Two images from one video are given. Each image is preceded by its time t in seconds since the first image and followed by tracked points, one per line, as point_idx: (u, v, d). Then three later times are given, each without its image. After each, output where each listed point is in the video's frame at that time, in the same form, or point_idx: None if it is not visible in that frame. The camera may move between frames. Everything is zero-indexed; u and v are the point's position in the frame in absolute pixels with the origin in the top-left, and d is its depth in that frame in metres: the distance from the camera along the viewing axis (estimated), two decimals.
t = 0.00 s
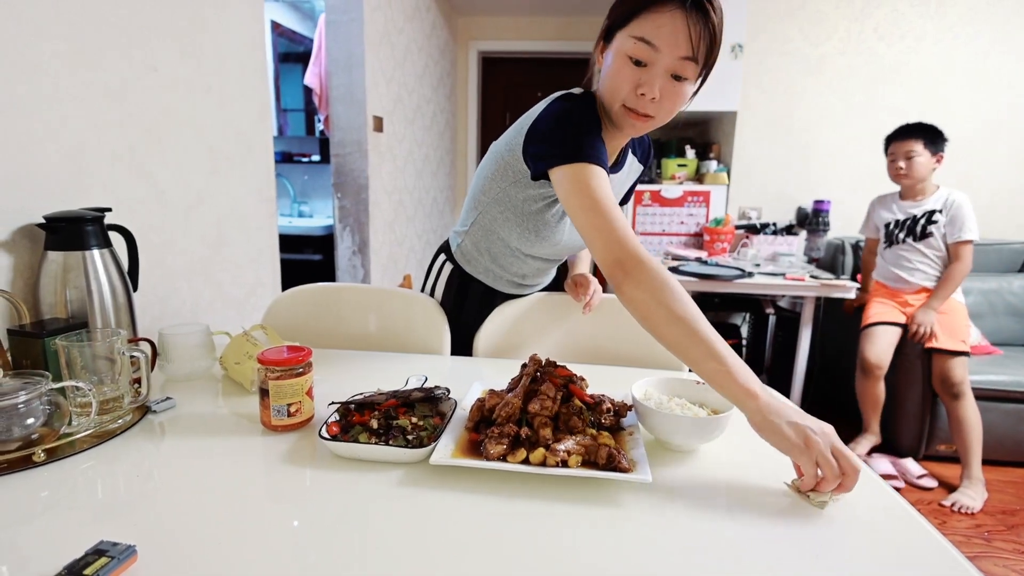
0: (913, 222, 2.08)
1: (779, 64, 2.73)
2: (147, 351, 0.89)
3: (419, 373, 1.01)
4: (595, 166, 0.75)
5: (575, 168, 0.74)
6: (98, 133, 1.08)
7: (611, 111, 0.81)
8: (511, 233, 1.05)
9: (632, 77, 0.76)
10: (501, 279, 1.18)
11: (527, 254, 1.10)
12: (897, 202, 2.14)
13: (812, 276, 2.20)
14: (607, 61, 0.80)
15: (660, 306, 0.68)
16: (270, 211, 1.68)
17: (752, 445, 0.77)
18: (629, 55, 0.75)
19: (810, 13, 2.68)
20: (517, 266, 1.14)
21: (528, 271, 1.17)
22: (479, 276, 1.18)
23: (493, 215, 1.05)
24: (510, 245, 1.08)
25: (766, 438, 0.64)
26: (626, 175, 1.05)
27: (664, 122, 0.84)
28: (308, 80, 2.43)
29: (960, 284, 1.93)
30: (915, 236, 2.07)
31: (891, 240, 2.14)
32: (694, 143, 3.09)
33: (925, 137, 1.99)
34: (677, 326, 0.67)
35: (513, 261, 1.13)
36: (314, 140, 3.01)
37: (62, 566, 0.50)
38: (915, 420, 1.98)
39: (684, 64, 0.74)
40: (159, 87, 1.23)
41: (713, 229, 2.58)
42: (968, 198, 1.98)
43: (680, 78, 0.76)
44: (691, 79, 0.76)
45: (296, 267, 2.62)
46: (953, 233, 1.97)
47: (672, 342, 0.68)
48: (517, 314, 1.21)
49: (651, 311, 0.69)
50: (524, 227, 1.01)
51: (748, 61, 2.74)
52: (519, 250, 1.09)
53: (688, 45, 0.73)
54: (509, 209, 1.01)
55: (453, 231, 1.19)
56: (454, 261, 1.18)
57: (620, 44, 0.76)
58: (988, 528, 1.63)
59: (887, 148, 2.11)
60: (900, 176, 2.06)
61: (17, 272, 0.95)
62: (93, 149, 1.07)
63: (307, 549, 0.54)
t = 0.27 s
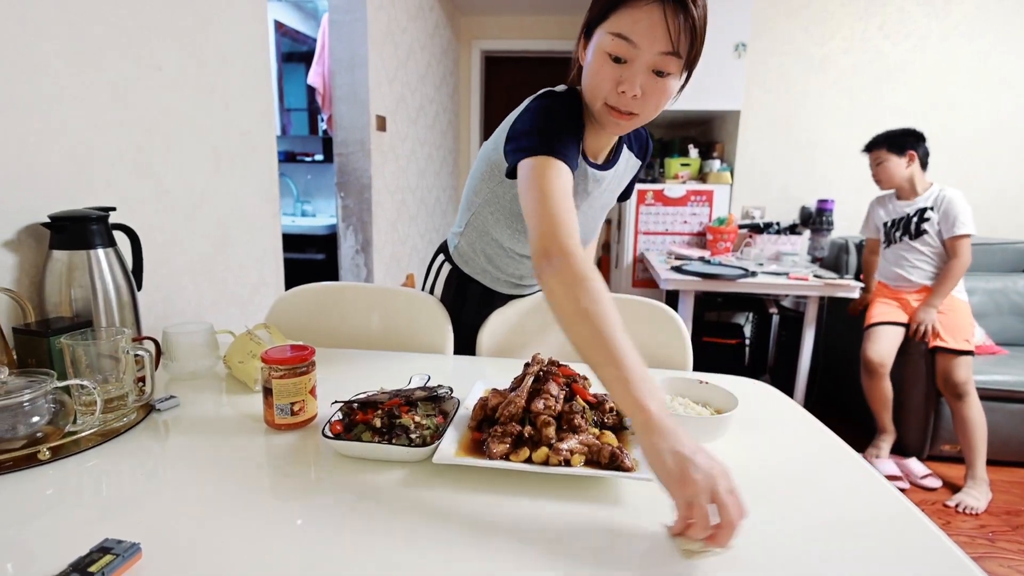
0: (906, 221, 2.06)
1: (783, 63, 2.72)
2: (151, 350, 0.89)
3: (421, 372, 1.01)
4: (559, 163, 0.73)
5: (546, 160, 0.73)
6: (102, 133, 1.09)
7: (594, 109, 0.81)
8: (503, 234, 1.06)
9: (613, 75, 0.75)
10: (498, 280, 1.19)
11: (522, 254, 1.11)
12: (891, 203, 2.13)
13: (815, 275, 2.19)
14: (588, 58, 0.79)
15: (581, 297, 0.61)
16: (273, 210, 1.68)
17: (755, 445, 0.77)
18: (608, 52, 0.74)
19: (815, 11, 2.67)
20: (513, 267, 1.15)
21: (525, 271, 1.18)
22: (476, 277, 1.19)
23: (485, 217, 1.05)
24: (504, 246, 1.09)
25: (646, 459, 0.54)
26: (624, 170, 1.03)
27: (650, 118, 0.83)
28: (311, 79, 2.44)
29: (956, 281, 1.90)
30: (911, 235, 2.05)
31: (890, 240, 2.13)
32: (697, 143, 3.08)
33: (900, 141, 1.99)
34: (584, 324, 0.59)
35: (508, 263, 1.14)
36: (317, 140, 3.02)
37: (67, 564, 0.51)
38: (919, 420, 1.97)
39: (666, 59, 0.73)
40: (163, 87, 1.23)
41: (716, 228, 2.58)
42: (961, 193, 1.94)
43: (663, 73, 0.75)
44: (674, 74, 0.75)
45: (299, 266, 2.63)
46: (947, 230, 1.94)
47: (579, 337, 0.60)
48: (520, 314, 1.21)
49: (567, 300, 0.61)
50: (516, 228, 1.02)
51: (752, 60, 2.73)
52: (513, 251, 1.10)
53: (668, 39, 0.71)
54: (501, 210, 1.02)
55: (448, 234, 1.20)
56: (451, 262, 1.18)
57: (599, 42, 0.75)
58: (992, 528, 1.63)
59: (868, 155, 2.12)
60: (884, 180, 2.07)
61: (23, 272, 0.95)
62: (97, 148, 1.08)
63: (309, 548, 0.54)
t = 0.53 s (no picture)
0: (903, 223, 2.04)
1: (787, 63, 2.72)
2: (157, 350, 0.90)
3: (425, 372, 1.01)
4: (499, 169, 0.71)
5: (489, 159, 0.71)
6: (108, 134, 1.09)
7: (581, 111, 0.81)
8: (496, 234, 1.09)
9: (600, 78, 0.75)
10: (496, 280, 1.23)
11: (516, 254, 1.14)
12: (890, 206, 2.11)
13: (820, 276, 2.18)
14: (576, 58, 0.79)
15: (420, 277, 0.57)
16: (277, 210, 1.68)
17: (759, 445, 0.77)
18: (595, 55, 0.74)
19: (819, 11, 2.66)
20: (510, 267, 1.18)
21: (522, 273, 1.21)
22: (474, 277, 1.23)
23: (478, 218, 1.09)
24: (497, 246, 1.13)
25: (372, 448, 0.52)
26: (620, 169, 1.03)
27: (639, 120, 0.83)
28: (315, 80, 2.44)
29: (952, 283, 1.86)
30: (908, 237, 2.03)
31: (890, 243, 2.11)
32: (701, 143, 3.07)
33: (888, 147, 2.00)
34: (399, 304, 0.56)
35: (504, 263, 1.18)
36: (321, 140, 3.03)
37: (73, 563, 0.51)
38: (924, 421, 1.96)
39: (653, 62, 0.73)
40: (168, 88, 1.24)
41: (720, 228, 2.57)
42: (956, 192, 1.90)
43: (650, 75, 0.75)
44: (662, 77, 0.75)
45: (303, 267, 2.63)
46: (941, 231, 1.90)
47: (394, 309, 0.56)
48: (524, 314, 1.21)
49: (407, 273, 0.57)
50: (506, 228, 1.05)
51: (757, 60, 2.73)
52: (506, 250, 1.13)
53: (655, 42, 0.71)
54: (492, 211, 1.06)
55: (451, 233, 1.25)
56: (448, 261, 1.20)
57: (586, 44, 0.75)
58: (998, 530, 1.62)
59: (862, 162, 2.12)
60: (878, 186, 2.06)
61: (30, 272, 0.96)
62: (103, 150, 1.08)
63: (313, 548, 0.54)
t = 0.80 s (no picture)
0: (900, 227, 2.06)
1: (788, 65, 2.72)
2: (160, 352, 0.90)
3: (427, 374, 1.02)
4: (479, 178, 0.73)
5: (465, 161, 0.73)
6: (111, 136, 1.10)
7: (567, 114, 0.82)
8: (489, 236, 1.11)
9: (583, 81, 0.76)
10: (494, 281, 1.24)
11: (510, 256, 1.15)
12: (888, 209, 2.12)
13: (821, 278, 2.19)
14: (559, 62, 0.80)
15: (388, 277, 0.59)
16: (279, 212, 1.69)
17: (761, 447, 0.77)
18: (576, 58, 0.75)
19: (821, 13, 2.66)
20: (505, 269, 1.20)
21: (518, 274, 1.22)
22: (472, 279, 1.24)
23: (473, 219, 1.11)
24: (492, 247, 1.14)
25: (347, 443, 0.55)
26: (613, 170, 1.03)
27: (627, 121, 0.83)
28: (317, 83, 2.45)
29: (946, 287, 1.87)
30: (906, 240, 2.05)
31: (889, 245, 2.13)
32: (702, 145, 3.08)
33: (880, 153, 2.02)
34: (371, 305, 0.59)
35: (500, 265, 1.19)
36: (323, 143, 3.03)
37: (78, 563, 0.51)
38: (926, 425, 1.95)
39: (634, 62, 0.73)
40: (171, 91, 1.24)
41: (722, 230, 2.57)
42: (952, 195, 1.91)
43: (633, 76, 0.75)
44: (646, 77, 0.75)
45: (305, 269, 2.64)
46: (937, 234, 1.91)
47: (364, 312, 0.59)
48: (525, 316, 1.21)
49: (374, 275, 0.60)
50: (498, 230, 1.07)
51: (758, 62, 2.73)
52: (501, 252, 1.14)
53: (635, 43, 0.71)
54: (485, 213, 1.07)
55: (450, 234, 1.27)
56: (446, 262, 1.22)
57: (568, 47, 0.76)
58: (1000, 533, 1.62)
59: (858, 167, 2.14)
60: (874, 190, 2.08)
61: (34, 274, 0.96)
62: (107, 152, 1.09)
63: (316, 548, 0.55)
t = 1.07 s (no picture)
0: (892, 230, 2.09)
1: (789, 67, 2.72)
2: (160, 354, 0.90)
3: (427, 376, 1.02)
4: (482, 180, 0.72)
5: (468, 170, 0.72)
6: (113, 139, 1.10)
7: (558, 112, 0.81)
8: (486, 240, 1.11)
9: (573, 73, 0.76)
10: (492, 284, 1.25)
11: (507, 259, 1.16)
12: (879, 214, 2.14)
13: (821, 280, 2.19)
14: (546, 61, 0.80)
15: (427, 297, 0.58)
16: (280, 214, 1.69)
17: (761, 450, 0.77)
18: (564, 51, 0.75)
19: (821, 15, 2.66)
20: (503, 272, 1.20)
21: (516, 276, 1.22)
22: (471, 282, 1.25)
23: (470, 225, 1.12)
24: (490, 252, 1.15)
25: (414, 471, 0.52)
26: (607, 170, 1.03)
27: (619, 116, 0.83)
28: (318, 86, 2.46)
29: (939, 286, 1.89)
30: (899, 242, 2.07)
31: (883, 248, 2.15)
32: (703, 147, 3.08)
33: (866, 159, 2.04)
34: (415, 326, 0.57)
35: (499, 269, 1.20)
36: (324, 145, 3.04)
37: (79, 565, 0.51)
38: (927, 427, 1.95)
39: (623, 50, 0.74)
40: (172, 93, 1.25)
41: (722, 232, 2.58)
42: (942, 198, 1.94)
43: (622, 65, 0.75)
44: (635, 66, 0.76)
45: (306, 271, 2.64)
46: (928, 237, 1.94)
47: (409, 337, 0.56)
48: (525, 319, 1.21)
49: (411, 298, 0.58)
50: (496, 234, 1.07)
51: (758, 65, 2.73)
52: (498, 256, 1.15)
53: (622, 30, 0.72)
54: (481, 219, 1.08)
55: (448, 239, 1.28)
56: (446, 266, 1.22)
57: (555, 42, 0.76)
58: (1001, 536, 1.61)
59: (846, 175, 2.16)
60: (864, 196, 2.10)
61: (36, 276, 0.97)
62: (108, 154, 1.09)
63: (317, 550, 0.55)
